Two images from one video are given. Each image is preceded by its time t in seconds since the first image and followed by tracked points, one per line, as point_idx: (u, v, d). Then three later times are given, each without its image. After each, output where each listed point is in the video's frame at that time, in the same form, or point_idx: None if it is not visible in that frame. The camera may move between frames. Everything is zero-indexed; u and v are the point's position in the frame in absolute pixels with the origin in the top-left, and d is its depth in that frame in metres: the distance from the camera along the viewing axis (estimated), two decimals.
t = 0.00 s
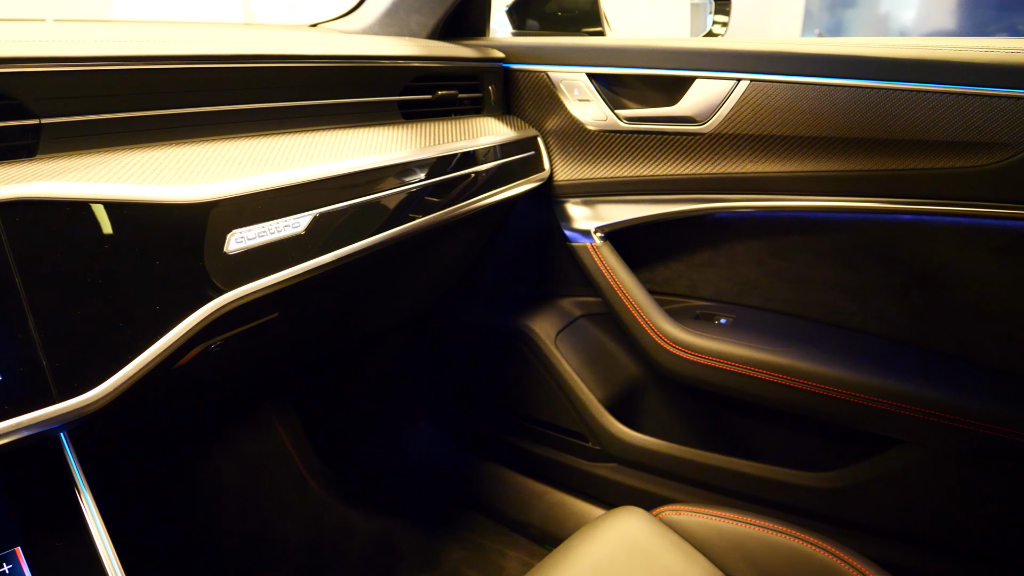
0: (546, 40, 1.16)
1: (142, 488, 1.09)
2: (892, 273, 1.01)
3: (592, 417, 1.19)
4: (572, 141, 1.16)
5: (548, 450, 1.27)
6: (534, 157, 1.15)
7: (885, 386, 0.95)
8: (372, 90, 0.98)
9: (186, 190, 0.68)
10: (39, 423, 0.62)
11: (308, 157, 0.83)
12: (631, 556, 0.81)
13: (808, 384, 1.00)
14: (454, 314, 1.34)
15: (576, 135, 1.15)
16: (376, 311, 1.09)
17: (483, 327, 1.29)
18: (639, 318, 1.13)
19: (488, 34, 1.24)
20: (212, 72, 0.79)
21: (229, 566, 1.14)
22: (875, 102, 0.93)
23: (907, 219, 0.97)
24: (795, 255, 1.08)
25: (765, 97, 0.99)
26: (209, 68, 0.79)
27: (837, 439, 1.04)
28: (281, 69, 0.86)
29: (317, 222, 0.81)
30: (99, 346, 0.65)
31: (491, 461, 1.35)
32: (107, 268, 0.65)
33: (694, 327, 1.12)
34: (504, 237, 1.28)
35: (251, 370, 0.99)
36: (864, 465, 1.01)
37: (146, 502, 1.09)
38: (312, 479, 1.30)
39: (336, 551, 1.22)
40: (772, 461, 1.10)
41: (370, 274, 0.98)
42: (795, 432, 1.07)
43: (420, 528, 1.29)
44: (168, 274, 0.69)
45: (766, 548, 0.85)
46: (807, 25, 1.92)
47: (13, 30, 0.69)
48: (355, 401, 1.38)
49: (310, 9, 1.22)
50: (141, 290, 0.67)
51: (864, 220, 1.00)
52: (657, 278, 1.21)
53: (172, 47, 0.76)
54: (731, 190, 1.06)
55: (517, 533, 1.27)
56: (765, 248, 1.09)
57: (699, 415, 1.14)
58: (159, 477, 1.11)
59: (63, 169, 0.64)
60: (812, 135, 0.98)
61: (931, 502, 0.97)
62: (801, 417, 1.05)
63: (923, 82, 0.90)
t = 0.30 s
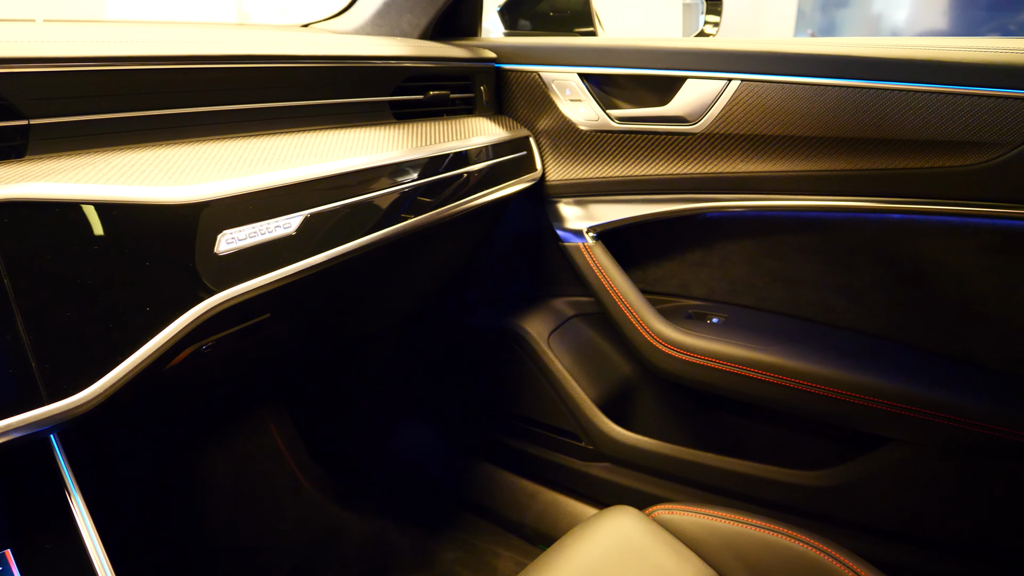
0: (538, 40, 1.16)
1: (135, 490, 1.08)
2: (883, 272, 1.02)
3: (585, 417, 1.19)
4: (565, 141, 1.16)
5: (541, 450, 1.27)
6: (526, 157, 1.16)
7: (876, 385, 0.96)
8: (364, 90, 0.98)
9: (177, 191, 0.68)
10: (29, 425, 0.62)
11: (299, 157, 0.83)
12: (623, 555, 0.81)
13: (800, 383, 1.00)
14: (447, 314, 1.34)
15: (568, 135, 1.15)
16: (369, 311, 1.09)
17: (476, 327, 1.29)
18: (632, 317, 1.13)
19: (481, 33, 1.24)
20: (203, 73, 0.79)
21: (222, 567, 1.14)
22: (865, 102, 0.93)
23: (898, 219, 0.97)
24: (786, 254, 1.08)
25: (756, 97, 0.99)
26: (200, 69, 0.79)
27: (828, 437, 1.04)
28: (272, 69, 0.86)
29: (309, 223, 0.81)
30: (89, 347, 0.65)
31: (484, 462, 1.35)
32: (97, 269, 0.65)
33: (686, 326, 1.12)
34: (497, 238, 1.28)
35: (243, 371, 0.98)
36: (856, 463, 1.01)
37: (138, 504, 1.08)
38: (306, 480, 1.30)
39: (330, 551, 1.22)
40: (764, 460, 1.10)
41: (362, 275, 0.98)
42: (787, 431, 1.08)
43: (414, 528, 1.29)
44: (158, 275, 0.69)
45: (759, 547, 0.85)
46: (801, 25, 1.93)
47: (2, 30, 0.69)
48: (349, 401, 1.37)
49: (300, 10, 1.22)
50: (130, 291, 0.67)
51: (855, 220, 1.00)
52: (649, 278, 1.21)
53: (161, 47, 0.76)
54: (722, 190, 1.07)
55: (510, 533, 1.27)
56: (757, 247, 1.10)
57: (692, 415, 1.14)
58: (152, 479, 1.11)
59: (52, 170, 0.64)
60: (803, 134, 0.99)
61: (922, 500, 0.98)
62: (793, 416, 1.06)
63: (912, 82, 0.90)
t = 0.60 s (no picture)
0: (530, 40, 1.16)
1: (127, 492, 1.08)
2: (874, 271, 1.02)
3: (578, 417, 1.19)
4: (556, 141, 1.16)
5: (534, 450, 1.27)
6: (518, 157, 1.16)
7: (868, 384, 0.96)
8: (355, 90, 0.98)
9: (168, 191, 0.68)
10: (18, 428, 0.61)
11: (291, 157, 0.83)
12: (616, 555, 0.81)
13: (792, 382, 1.00)
14: (440, 315, 1.34)
15: (560, 135, 1.15)
16: (361, 312, 1.09)
17: (469, 327, 1.29)
18: (624, 317, 1.13)
19: (472, 35, 1.24)
20: (193, 73, 0.79)
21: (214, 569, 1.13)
22: (855, 102, 0.94)
23: (888, 218, 0.98)
24: (778, 253, 1.08)
25: (746, 97, 1.00)
26: (191, 69, 0.78)
27: (820, 436, 1.05)
28: (263, 70, 0.86)
29: (300, 223, 0.80)
30: (78, 349, 0.65)
31: (477, 462, 1.35)
32: (87, 270, 0.64)
33: (678, 325, 1.12)
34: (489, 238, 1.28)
35: (234, 373, 0.98)
36: (847, 461, 1.02)
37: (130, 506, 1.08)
38: (299, 482, 1.30)
39: (323, 553, 1.22)
40: (757, 459, 1.10)
41: (354, 275, 0.97)
42: (779, 429, 1.08)
43: (407, 529, 1.29)
44: (149, 276, 0.69)
45: (752, 546, 0.85)
46: (793, 25, 1.93)
47: None
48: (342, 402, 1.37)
49: (292, 10, 1.21)
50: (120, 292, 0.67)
51: (846, 219, 1.01)
52: (642, 277, 1.22)
53: (151, 47, 0.75)
54: (714, 189, 1.07)
55: (504, 533, 1.27)
56: (748, 247, 1.10)
57: (684, 414, 1.15)
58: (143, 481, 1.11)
59: (41, 170, 0.63)
60: (793, 134, 0.99)
61: (912, 498, 0.98)
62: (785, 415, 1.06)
63: (901, 81, 0.91)
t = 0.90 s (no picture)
0: (521, 40, 1.16)
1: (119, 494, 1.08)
2: (865, 270, 1.03)
3: (570, 417, 1.20)
4: (548, 141, 1.16)
5: (527, 450, 1.27)
6: (510, 157, 1.16)
7: (859, 382, 0.96)
8: (346, 90, 0.98)
9: (158, 191, 0.67)
10: (5, 430, 0.61)
11: (281, 158, 0.83)
12: (608, 554, 0.81)
13: (783, 381, 1.00)
14: (433, 315, 1.34)
15: (552, 135, 1.15)
16: (353, 312, 1.08)
17: (462, 327, 1.29)
18: (616, 317, 1.13)
19: (463, 34, 1.24)
20: (184, 73, 0.79)
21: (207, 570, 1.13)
22: (845, 101, 0.94)
23: (878, 217, 0.98)
24: (769, 253, 1.09)
25: (737, 96, 1.00)
26: (182, 69, 0.78)
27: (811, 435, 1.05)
28: (253, 70, 0.85)
29: (291, 223, 0.80)
30: (67, 349, 0.65)
31: (471, 462, 1.35)
32: (76, 271, 0.64)
33: (669, 324, 1.13)
34: (482, 237, 1.28)
35: (226, 373, 0.98)
36: (838, 460, 1.02)
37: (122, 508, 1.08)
38: (292, 483, 1.30)
39: (317, 553, 1.22)
40: (749, 458, 1.10)
41: (345, 275, 0.97)
42: (771, 428, 1.08)
43: (401, 529, 1.29)
44: (138, 277, 0.68)
45: (743, 544, 0.85)
46: (786, 25, 1.94)
47: None
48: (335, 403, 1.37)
49: (283, 10, 1.21)
50: (109, 293, 0.67)
51: (836, 218, 1.01)
52: (634, 277, 1.22)
53: (141, 47, 0.75)
54: (705, 189, 1.07)
55: (497, 533, 1.28)
56: (739, 246, 1.10)
57: (676, 413, 1.15)
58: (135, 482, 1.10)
59: (30, 171, 0.63)
60: (783, 134, 0.99)
61: (904, 496, 0.99)
62: (776, 413, 1.06)
63: (891, 80, 0.91)
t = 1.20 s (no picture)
0: (512, 40, 1.16)
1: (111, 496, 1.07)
2: (855, 269, 1.03)
3: (562, 416, 1.20)
4: (540, 141, 1.16)
5: (520, 449, 1.27)
6: (502, 157, 1.16)
7: (850, 381, 0.97)
8: (337, 90, 0.98)
9: (148, 192, 0.67)
10: None
11: (272, 158, 0.83)
12: (601, 553, 0.81)
13: (774, 380, 1.01)
14: (425, 315, 1.34)
15: (543, 134, 1.15)
16: (345, 312, 1.08)
17: (455, 327, 1.29)
18: (608, 316, 1.13)
19: (454, 33, 1.24)
20: (174, 73, 0.78)
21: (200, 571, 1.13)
22: (834, 101, 0.95)
23: (868, 216, 0.99)
24: (760, 252, 1.09)
25: (728, 96, 1.00)
26: (172, 69, 0.78)
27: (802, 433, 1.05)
28: (243, 70, 0.85)
29: (282, 223, 0.80)
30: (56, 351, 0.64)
31: (464, 461, 1.35)
32: (65, 272, 0.64)
33: (661, 323, 1.13)
34: (473, 237, 1.28)
35: (217, 374, 0.98)
36: (830, 458, 1.03)
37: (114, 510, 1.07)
38: (285, 483, 1.30)
39: (310, 554, 1.22)
40: (740, 456, 1.11)
41: (336, 276, 0.97)
42: (762, 426, 1.09)
43: (394, 529, 1.28)
44: (128, 278, 0.68)
45: (735, 543, 0.85)
46: (778, 25, 1.94)
47: None
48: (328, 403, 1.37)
49: (274, 10, 1.20)
50: (99, 294, 0.66)
51: (827, 217, 1.01)
52: (625, 276, 1.22)
53: (132, 47, 0.75)
54: (697, 188, 1.08)
55: (490, 533, 1.28)
56: (731, 245, 1.11)
57: (668, 412, 1.15)
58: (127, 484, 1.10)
59: (18, 171, 0.63)
60: (774, 133, 1.00)
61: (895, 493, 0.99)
62: (767, 412, 1.07)
63: (881, 80, 0.91)
